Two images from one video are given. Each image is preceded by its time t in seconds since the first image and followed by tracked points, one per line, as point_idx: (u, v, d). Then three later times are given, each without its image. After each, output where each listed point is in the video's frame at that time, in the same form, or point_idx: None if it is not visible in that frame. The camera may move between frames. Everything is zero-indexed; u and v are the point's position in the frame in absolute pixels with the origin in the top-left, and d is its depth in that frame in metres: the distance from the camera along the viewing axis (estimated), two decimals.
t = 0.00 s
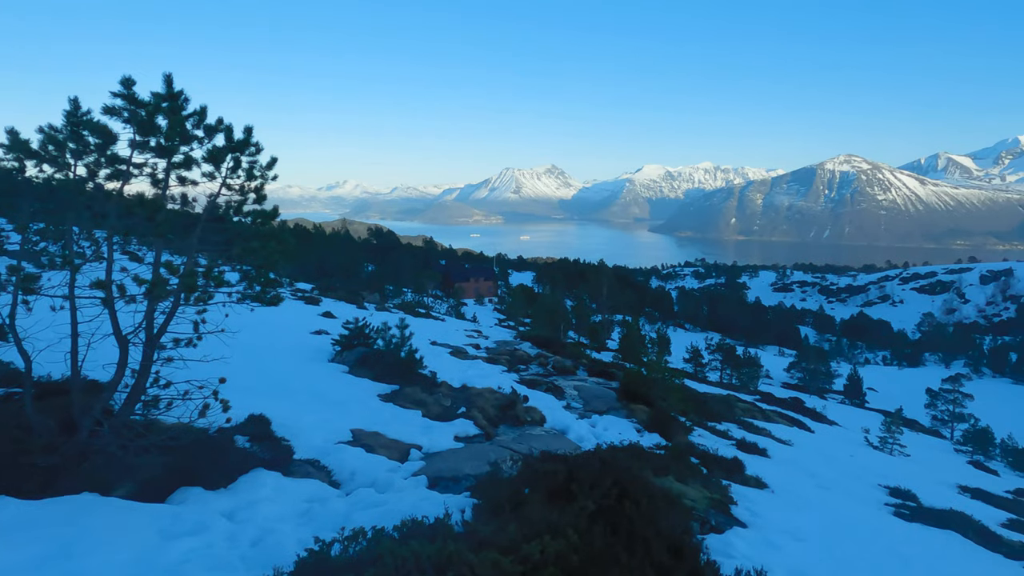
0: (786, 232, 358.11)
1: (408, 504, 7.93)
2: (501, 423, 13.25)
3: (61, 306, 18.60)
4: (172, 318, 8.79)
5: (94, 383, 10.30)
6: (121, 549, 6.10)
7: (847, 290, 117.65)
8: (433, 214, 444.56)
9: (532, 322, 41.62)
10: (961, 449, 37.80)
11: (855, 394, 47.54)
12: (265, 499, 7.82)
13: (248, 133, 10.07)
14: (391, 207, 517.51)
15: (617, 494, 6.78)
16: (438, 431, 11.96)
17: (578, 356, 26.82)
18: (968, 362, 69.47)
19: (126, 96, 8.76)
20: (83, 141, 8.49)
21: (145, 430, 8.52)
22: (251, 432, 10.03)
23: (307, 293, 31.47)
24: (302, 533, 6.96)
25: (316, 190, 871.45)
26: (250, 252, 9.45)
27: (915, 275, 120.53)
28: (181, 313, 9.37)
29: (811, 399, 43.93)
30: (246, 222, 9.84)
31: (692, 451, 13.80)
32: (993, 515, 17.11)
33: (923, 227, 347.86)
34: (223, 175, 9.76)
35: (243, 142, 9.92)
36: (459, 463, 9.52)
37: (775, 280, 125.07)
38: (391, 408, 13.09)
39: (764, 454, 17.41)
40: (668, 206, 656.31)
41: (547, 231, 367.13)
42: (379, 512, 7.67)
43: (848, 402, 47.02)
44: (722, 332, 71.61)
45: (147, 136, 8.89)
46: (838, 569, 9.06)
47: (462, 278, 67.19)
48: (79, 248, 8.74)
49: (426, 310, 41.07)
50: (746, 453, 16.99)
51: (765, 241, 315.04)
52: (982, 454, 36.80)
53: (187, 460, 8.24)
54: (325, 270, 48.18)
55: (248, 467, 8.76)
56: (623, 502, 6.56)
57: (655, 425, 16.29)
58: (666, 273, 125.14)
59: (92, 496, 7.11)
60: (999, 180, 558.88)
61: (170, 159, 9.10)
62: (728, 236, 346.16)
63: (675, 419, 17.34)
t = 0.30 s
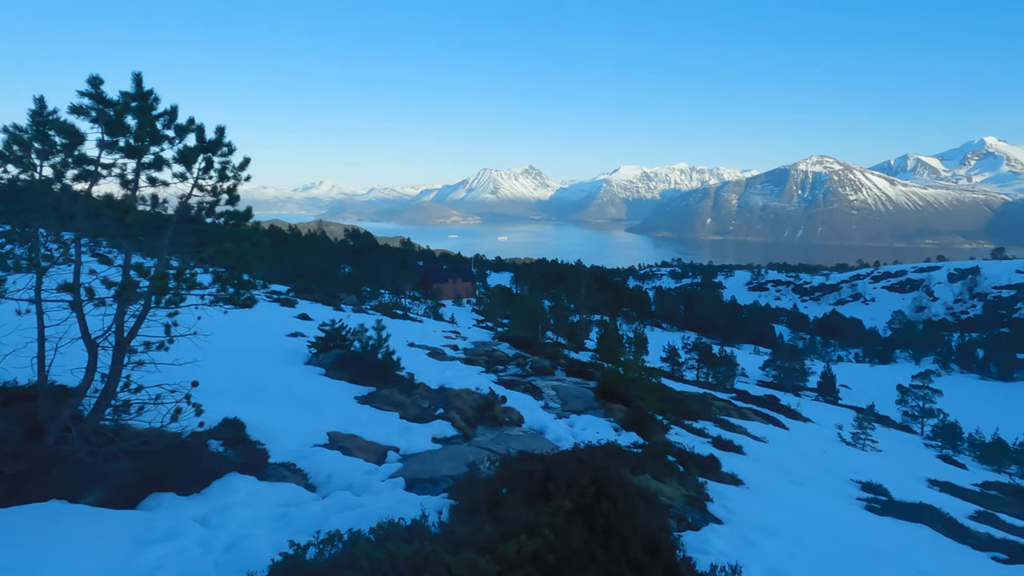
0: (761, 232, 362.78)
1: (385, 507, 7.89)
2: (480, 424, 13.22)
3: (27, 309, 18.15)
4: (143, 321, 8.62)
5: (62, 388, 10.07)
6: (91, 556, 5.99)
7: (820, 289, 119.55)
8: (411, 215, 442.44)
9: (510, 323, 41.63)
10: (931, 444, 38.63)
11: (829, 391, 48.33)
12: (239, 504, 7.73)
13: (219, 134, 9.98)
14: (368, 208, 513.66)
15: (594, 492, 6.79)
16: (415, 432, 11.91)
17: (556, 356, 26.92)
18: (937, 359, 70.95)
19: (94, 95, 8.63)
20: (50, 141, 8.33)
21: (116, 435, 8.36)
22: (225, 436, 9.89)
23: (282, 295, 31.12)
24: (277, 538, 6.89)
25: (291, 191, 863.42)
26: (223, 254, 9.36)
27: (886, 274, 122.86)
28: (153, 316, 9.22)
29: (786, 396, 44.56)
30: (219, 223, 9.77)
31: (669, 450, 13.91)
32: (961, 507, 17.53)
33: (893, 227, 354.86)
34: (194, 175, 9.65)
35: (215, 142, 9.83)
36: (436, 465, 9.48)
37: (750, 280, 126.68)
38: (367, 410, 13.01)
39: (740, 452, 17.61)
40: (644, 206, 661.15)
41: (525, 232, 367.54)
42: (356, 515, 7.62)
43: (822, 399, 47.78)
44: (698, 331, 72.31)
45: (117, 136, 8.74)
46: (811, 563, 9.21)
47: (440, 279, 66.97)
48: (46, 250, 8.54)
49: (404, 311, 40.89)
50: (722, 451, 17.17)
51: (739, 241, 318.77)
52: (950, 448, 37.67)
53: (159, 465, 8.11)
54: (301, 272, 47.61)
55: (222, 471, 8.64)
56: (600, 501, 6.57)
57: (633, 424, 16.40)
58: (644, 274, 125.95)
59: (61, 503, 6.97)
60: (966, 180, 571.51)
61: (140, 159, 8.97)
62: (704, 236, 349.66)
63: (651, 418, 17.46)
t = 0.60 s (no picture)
0: (735, 232, 367.03)
1: (360, 509, 7.85)
2: (456, 425, 13.20)
3: None
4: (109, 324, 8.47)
5: (26, 393, 9.82)
6: (56, 564, 5.88)
7: (793, 287, 121.39)
8: (387, 216, 439.32)
9: (487, 323, 41.58)
10: (901, 439, 39.42)
11: (801, 388, 49.10)
12: (210, 509, 7.63)
13: (189, 134, 9.85)
14: (344, 209, 509.32)
15: (569, 491, 6.86)
16: (391, 434, 11.85)
17: (533, 356, 26.96)
18: (906, 355, 72.49)
19: (58, 94, 8.45)
20: (12, 141, 8.12)
21: (82, 441, 8.19)
22: (195, 441, 9.75)
23: (256, 296, 30.73)
24: (249, 542, 6.82)
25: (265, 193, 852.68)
26: (194, 255, 9.33)
27: (857, 273, 125.15)
28: (120, 319, 9.05)
29: (760, 394, 45.17)
30: (190, 224, 9.70)
31: (644, 448, 14.01)
32: (928, 500, 17.93)
33: (863, 226, 361.68)
34: (163, 176, 9.51)
35: (184, 143, 9.68)
36: (411, 466, 9.46)
37: (725, 279, 128.09)
38: (343, 412, 12.91)
39: (715, 448, 17.84)
40: (620, 207, 664.94)
41: (502, 232, 367.52)
42: (330, 517, 7.57)
43: (795, 395, 48.52)
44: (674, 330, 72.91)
45: (81, 135, 8.56)
46: (783, 557, 9.35)
47: (416, 280, 66.65)
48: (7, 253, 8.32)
49: (380, 313, 40.52)
50: (697, 448, 17.35)
51: (714, 241, 322.26)
52: (918, 442, 38.51)
53: (128, 472, 7.97)
54: (275, 273, 47.02)
55: (193, 476, 8.52)
56: (574, 499, 6.63)
57: (609, 422, 16.49)
58: (620, 274, 126.69)
59: (25, 511, 6.81)
60: (932, 180, 585.36)
61: (106, 159, 8.79)
62: (679, 237, 352.66)
63: (627, 416, 17.59)
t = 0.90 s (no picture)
0: (708, 232, 371.02)
1: (333, 512, 7.78)
2: (431, 427, 13.15)
3: None
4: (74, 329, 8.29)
5: None
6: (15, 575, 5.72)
7: (765, 287, 123.15)
8: (361, 217, 435.78)
9: (463, 324, 41.53)
10: (870, 434, 40.22)
11: (774, 385, 49.82)
12: (180, 515, 7.50)
13: (155, 134, 9.71)
14: (317, 210, 504.37)
15: (543, 491, 6.92)
16: (365, 437, 11.76)
17: (508, 357, 26.99)
18: (875, 352, 73.95)
19: (19, 94, 8.26)
20: None
21: (47, 448, 7.99)
22: (165, 446, 9.57)
23: (227, 299, 30.32)
24: (219, 548, 6.72)
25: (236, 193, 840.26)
26: (161, 258, 9.18)
27: (827, 271, 127.34)
28: (85, 323, 8.86)
29: (733, 392, 45.75)
30: (157, 227, 9.61)
31: (619, 447, 14.10)
32: (896, 494, 18.32)
33: (832, 226, 368.71)
34: (129, 177, 9.37)
35: (150, 143, 9.52)
36: (386, 468, 9.41)
37: (698, 279, 129.49)
38: (316, 415, 12.79)
39: (688, 446, 18.03)
40: (595, 207, 668.37)
41: (477, 233, 366.84)
42: (302, 521, 7.49)
43: (768, 392, 49.23)
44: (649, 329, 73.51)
45: (43, 135, 8.36)
46: (755, 552, 9.48)
47: (392, 281, 66.26)
48: None
49: (354, 315, 40.27)
50: (671, 446, 17.51)
51: (688, 241, 325.82)
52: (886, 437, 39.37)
53: (93, 478, 7.79)
54: (247, 275, 46.39)
55: (162, 482, 8.37)
56: (548, 499, 6.67)
57: (584, 422, 16.57)
58: (595, 274, 127.30)
59: None
60: (898, 182, 598.88)
61: (69, 160, 8.60)
62: (654, 237, 355.54)
63: (602, 416, 17.68)
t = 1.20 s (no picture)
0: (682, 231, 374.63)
1: (305, 515, 7.72)
2: (406, 428, 13.09)
3: None
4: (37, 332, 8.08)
5: None
6: None
7: (738, 285, 124.77)
8: (335, 218, 431.43)
9: (439, 325, 41.39)
10: (840, 429, 40.95)
11: (746, 382, 50.48)
12: (147, 521, 7.37)
13: (121, 133, 9.52)
14: (291, 211, 498.42)
15: (516, 490, 6.95)
16: (338, 439, 11.65)
17: (484, 357, 26.97)
18: (844, 349, 75.35)
19: None
20: None
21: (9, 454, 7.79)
22: (132, 451, 9.40)
23: (198, 301, 29.83)
24: (188, 554, 6.62)
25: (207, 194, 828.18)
26: (127, 260, 9.00)
27: (798, 270, 129.48)
28: (47, 326, 8.63)
29: (707, 389, 46.27)
30: (123, 228, 9.42)
31: (594, 445, 14.17)
32: (864, 488, 18.68)
33: (802, 226, 374.91)
34: (93, 176, 9.18)
35: (116, 143, 9.33)
36: (359, 470, 9.35)
37: (672, 278, 130.74)
38: (289, 418, 12.66)
39: (663, 443, 18.20)
40: (570, 207, 671.05)
41: (452, 233, 365.77)
42: (274, 525, 7.40)
43: (740, 390, 49.87)
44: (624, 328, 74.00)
45: (3, 134, 8.14)
46: (728, 548, 9.59)
47: (367, 282, 65.79)
48: None
49: (329, 316, 39.86)
50: (645, 444, 17.64)
51: (662, 240, 328.62)
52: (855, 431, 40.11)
53: (57, 485, 7.62)
54: (218, 276, 45.67)
55: (130, 487, 8.21)
56: (522, 499, 6.71)
57: (560, 421, 16.63)
58: (571, 273, 127.79)
59: None
60: (866, 181, 612.13)
61: (30, 159, 8.38)
62: (628, 236, 358.08)
63: (578, 414, 17.73)
